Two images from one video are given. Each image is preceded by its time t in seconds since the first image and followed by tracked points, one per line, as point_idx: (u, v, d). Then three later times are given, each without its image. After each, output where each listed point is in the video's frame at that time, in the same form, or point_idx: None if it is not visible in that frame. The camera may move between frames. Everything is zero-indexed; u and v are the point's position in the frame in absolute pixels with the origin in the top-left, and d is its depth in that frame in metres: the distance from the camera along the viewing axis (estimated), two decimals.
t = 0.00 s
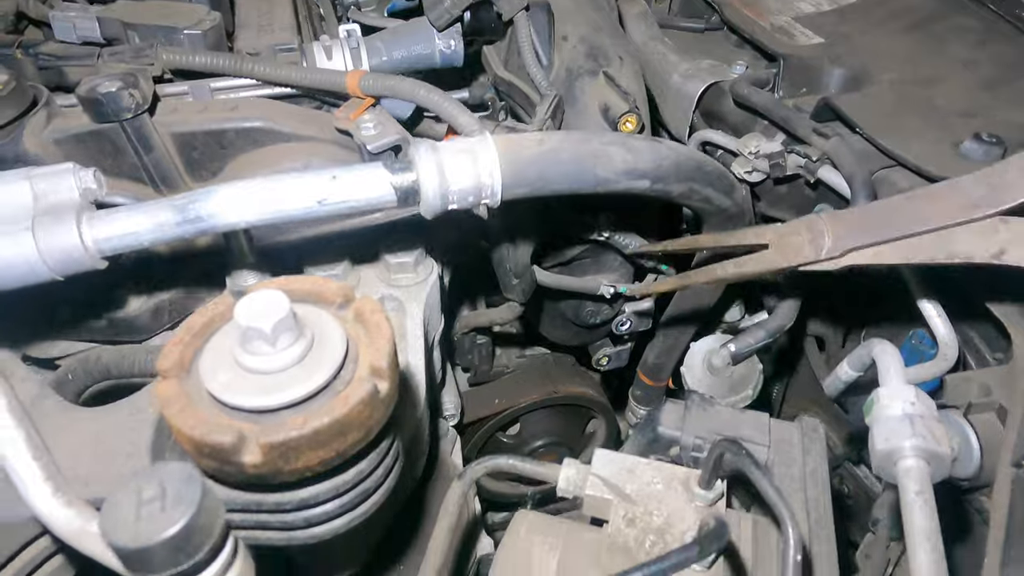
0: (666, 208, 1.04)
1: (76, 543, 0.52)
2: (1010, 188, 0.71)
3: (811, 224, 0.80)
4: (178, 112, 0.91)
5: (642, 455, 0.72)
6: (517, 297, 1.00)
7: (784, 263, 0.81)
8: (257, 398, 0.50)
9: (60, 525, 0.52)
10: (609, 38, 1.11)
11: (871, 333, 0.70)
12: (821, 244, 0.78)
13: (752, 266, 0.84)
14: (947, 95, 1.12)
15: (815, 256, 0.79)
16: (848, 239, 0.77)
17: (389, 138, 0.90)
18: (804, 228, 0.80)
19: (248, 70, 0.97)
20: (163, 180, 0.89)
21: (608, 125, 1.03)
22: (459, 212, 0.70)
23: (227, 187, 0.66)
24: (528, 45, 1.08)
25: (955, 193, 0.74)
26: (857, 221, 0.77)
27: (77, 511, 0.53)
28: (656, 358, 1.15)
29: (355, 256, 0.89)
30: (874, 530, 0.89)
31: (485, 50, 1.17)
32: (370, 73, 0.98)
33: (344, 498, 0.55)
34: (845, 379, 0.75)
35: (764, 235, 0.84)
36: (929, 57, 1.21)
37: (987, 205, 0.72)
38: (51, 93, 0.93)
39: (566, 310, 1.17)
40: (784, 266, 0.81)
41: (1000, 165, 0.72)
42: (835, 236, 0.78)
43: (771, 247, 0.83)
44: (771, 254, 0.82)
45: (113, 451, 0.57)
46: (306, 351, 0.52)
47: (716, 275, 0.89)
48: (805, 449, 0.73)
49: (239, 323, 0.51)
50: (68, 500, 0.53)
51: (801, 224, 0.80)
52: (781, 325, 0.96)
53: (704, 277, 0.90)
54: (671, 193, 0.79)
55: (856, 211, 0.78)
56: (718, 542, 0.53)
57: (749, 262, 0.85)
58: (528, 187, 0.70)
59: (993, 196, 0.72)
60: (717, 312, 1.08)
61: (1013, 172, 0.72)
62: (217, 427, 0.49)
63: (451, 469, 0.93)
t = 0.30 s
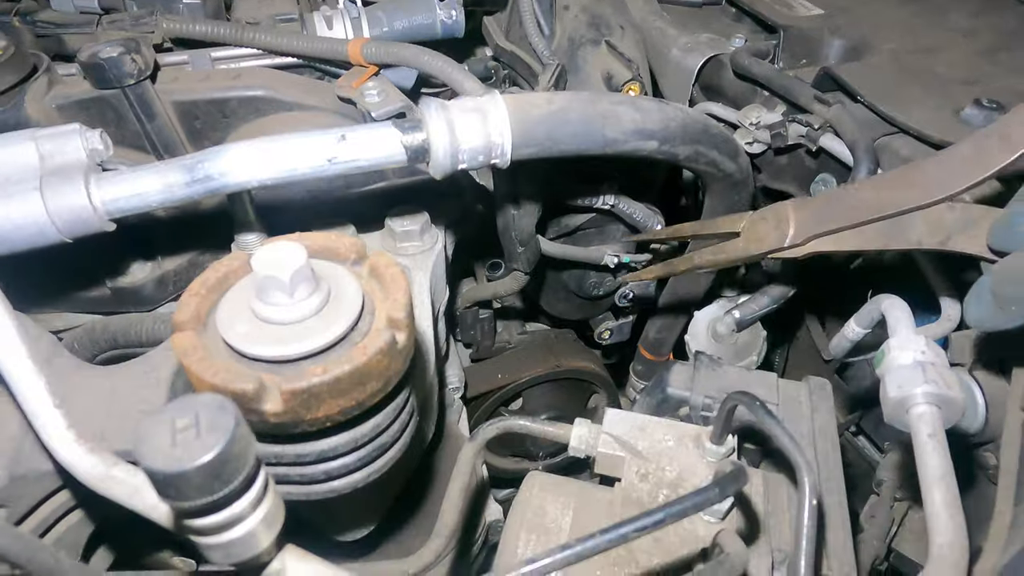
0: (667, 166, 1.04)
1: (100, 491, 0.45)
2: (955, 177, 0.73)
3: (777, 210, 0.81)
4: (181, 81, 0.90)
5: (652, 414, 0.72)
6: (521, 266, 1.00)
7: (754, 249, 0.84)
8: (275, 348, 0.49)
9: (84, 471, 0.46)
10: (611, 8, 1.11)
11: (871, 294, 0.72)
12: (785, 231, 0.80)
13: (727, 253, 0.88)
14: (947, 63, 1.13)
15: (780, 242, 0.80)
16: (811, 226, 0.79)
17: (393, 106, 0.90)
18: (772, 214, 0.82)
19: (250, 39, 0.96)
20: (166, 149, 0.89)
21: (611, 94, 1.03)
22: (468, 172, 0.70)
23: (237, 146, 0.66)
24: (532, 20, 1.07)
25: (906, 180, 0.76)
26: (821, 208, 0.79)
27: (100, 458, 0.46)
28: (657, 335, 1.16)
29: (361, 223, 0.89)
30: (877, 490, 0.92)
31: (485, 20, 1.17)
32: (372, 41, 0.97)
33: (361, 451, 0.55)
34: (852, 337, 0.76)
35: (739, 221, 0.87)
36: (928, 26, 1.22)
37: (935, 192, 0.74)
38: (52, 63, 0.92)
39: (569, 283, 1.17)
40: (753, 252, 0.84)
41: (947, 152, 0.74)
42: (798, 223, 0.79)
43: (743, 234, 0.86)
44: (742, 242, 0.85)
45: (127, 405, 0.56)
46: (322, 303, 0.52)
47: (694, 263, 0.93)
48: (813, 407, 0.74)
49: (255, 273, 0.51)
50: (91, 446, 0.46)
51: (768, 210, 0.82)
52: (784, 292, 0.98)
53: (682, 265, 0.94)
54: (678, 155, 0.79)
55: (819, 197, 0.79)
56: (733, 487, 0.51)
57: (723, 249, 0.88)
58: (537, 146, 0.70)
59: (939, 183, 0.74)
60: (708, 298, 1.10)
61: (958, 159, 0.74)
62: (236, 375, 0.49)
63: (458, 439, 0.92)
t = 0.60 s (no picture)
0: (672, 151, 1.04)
1: (123, 480, 0.44)
2: (931, 179, 0.71)
3: (760, 201, 0.85)
4: (180, 69, 0.89)
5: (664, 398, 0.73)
6: (527, 253, 0.98)
7: (735, 238, 0.87)
8: (296, 334, 0.49)
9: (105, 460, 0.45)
10: None
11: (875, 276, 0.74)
12: (765, 221, 0.83)
13: (712, 240, 0.90)
14: (947, 46, 1.13)
15: (760, 231, 0.84)
16: (789, 219, 0.82)
17: (397, 93, 0.89)
18: (752, 204, 0.85)
19: (249, 26, 0.95)
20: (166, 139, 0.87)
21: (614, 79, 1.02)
22: (478, 157, 0.69)
23: (247, 132, 0.64)
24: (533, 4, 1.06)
25: (883, 178, 0.75)
26: (801, 201, 0.81)
27: (123, 446, 0.45)
28: (659, 321, 1.16)
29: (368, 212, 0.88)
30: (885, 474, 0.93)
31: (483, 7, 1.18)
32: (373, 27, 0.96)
33: (381, 437, 0.54)
34: (862, 318, 0.76)
35: (722, 211, 0.90)
36: (927, 9, 1.22)
37: (906, 193, 0.73)
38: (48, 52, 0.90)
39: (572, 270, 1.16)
40: (735, 241, 0.87)
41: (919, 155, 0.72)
42: (778, 214, 0.83)
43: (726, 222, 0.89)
44: (724, 229, 0.88)
45: (143, 395, 0.55)
46: (342, 288, 0.51)
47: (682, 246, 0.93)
48: (827, 387, 0.74)
49: (273, 258, 0.50)
50: (114, 434, 0.45)
51: (751, 201, 0.86)
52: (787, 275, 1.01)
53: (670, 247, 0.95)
54: (687, 139, 0.79)
55: (800, 190, 0.82)
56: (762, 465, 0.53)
57: (708, 234, 0.90)
58: (548, 130, 0.70)
59: (907, 186, 0.73)
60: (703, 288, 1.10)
61: (933, 162, 0.71)
62: (258, 362, 0.48)
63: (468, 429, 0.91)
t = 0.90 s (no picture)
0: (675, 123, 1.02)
1: (126, 449, 0.43)
2: (925, 153, 0.70)
3: (757, 177, 0.81)
4: (171, 41, 0.85)
5: (677, 369, 0.71)
6: (532, 229, 0.95)
7: (732, 216, 0.83)
8: (304, 297, 0.47)
9: (106, 429, 0.43)
10: None
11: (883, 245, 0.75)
12: (762, 199, 0.80)
13: (710, 218, 0.86)
14: (950, 17, 1.11)
15: (758, 210, 0.80)
16: (787, 195, 0.78)
17: (398, 64, 0.86)
18: (750, 180, 0.81)
19: None
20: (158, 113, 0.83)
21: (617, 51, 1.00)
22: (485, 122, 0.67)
23: (246, 95, 0.60)
24: None
25: (879, 151, 0.73)
26: (799, 176, 0.77)
27: (126, 413, 0.43)
28: (660, 302, 1.14)
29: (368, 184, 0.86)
30: (893, 446, 0.94)
31: None
32: None
33: (391, 408, 0.52)
34: (876, 285, 0.76)
35: (720, 188, 0.86)
36: None
37: (902, 167, 0.72)
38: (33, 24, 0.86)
39: (574, 250, 1.13)
40: (732, 219, 0.84)
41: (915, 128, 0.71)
42: (775, 191, 0.79)
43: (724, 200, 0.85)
44: (722, 208, 0.84)
45: (146, 364, 0.53)
46: (351, 250, 0.49)
47: (680, 226, 0.91)
48: (840, 356, 0.74)
49: (279, 218, 0.48)
50: (116, 401, 0.44)
51: (747, 177, 0.82)
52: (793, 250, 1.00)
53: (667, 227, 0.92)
54: (695, 106, 0.79)
55: (797, 164, 0.78)
56: (790, 425, 0.54)
57: (706, 213, 0.87)
58: (557, 95, 0.68)
59: (903, 160, 0.72)
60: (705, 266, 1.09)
61: (927, 135, 0.71)
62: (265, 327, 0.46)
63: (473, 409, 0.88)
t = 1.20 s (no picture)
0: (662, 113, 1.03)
1: (123, 435, 0.43)
2: (903, 147, 0.70)
3: (740, 167, 0.83)
4: (159, 35, 0.85)
5: (665, 355, 0.72)
6: (522, 220, 0.96)
7: (717, 205, 0.86)
8: (297, 286, 0.47)
9: (103, 415, 0.44)
10: None
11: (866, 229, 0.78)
12: (747, 188, 0.82)
13: (695, 208, 0.89)
14: (932, 7, 1.13)
15: (742, 198, 0.83)
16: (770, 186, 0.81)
17: (386, 57, 0.87)
18: (734, 170, 0.84)
19: None
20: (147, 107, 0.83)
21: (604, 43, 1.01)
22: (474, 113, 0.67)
23: (237, 89, 0.60)
24: None
25: (859, 145, 0.74)
26: (782, 166, 0.80)
27: (123, 400, 0.44)
28: (650, 292, 1.16)
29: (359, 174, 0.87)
30: (879, 429, 0.96)
31: None
32: None
33: (385, 395, 0.52)
34: (859, 271, 0.77)
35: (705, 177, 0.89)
36: None
37: (881, 161, 0.72)
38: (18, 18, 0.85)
39: (564, 241, 1.14)
40: (717, 208, 0.86)
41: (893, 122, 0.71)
42: (759, 181, 0.81)
43: (710, 190, 0.87)
44: (707, 197, 0.87)
45: (140, 353, 0.54)
46: (343, 240, 0.50)
47: (667, 213, 0.94)
48: (825, 341, 0.76)
49: (271, 208, 0.48)
50: (112, 388, 0.44)
51: (732, 167, 0.84)
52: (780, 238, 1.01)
53: (654, 215, 0.95)
54: (681, 96, 0.80)
55: (781, 157, 0.80)
56: (774, 406, 0.55)
57: (691, 202, 0.89)
58: (545, 85, 0.69)
59: (880, 154, 0.72)
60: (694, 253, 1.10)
61: (905, 129, 0.71)
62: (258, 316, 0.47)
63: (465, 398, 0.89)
